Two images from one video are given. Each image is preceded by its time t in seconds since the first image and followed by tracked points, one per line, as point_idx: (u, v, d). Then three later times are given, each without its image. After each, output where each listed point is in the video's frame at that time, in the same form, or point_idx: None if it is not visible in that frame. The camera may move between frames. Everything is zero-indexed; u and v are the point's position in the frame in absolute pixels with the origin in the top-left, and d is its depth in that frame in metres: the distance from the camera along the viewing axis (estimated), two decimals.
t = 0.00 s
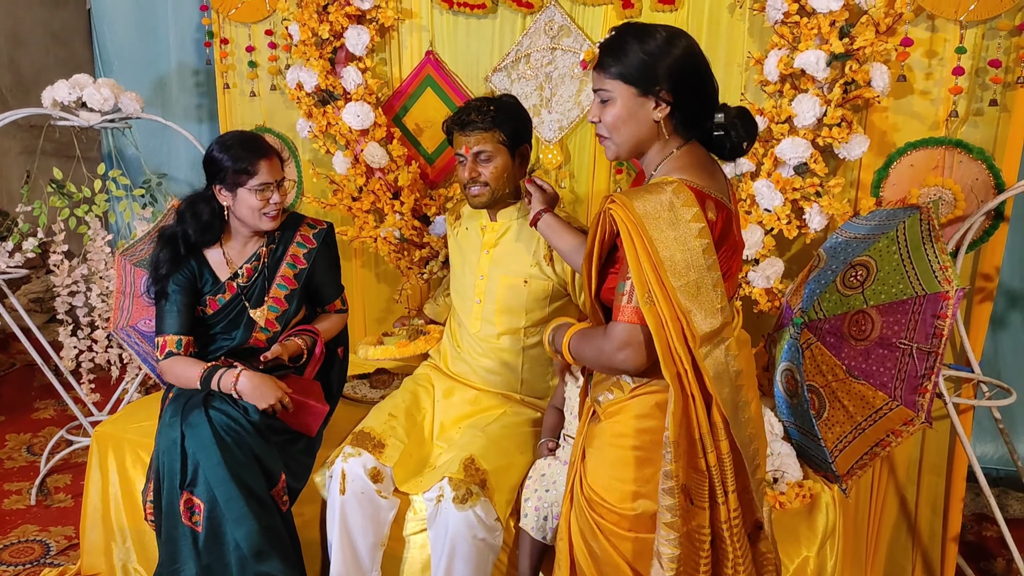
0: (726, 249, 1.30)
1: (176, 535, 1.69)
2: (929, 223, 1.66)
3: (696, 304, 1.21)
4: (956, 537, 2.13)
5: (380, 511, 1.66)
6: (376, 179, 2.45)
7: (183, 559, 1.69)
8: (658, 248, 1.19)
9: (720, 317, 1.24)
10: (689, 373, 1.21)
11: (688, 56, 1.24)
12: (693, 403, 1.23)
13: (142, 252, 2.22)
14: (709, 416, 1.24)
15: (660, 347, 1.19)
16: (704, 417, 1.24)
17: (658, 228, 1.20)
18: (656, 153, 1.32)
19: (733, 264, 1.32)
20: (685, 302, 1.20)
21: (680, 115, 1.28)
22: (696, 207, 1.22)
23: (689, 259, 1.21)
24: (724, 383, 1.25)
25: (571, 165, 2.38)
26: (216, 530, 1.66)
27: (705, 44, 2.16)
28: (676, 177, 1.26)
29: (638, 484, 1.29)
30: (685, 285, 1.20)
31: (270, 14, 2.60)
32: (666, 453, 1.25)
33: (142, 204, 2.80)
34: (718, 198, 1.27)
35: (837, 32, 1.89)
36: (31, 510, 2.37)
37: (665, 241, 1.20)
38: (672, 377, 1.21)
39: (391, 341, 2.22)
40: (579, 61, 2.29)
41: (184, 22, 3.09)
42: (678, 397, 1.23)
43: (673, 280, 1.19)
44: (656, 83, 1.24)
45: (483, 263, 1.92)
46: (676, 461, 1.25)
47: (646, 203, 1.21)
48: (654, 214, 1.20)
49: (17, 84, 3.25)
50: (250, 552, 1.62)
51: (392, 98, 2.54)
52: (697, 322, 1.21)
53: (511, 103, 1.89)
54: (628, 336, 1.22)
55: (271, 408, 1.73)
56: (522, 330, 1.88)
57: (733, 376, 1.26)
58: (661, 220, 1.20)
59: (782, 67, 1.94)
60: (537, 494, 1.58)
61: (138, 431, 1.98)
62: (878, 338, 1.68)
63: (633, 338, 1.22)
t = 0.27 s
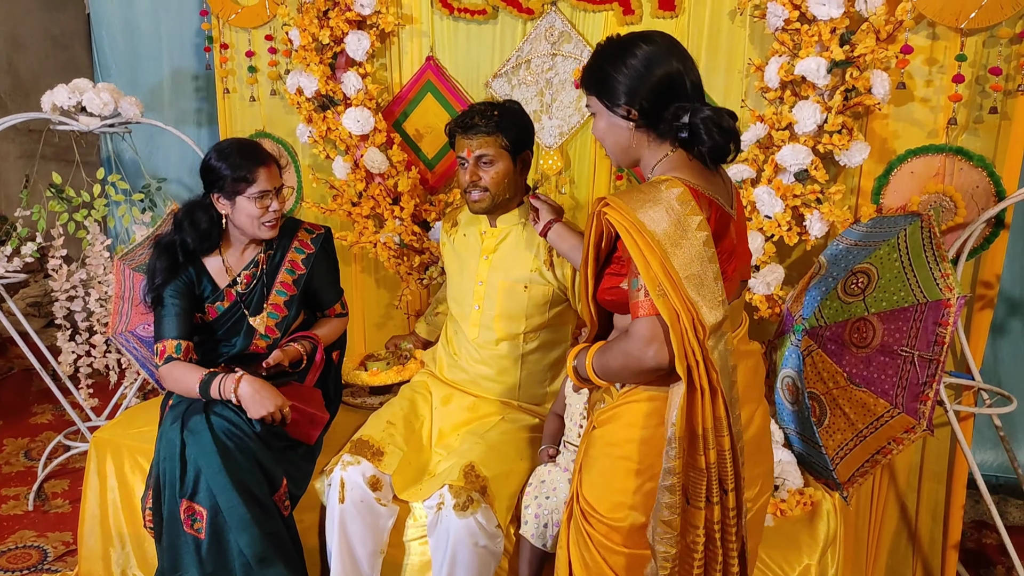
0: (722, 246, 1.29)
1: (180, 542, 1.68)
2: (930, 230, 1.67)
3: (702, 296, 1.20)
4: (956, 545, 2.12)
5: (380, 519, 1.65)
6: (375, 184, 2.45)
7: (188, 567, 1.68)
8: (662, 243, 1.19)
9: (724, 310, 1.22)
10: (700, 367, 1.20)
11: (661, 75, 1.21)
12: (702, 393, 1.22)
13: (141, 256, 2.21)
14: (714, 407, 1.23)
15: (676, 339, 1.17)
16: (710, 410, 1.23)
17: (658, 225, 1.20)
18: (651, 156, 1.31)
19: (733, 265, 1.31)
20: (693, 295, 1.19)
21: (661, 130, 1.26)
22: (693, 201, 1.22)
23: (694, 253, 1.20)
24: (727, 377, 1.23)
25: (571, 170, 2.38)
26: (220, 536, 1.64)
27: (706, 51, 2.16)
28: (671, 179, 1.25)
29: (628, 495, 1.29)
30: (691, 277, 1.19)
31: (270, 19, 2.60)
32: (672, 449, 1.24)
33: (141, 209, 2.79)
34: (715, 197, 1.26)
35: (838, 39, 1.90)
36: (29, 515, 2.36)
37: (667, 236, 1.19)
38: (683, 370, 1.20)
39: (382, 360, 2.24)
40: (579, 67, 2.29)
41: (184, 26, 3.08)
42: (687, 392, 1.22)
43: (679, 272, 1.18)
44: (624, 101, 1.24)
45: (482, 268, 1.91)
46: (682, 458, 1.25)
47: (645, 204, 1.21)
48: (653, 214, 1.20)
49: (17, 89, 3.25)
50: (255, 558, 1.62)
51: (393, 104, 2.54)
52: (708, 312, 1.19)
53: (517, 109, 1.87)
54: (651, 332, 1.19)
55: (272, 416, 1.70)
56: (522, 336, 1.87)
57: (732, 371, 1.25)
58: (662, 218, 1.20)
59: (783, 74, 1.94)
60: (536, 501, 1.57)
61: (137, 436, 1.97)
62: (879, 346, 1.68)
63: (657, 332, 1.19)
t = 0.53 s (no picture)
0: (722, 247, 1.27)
1: (174, 546, 1.66)
2: (934, 235, 1.66)
3: (708, 293, 1.18)
4: (960, 551, 2.11)
5: (382, 523, 1.65)
6: (377, 187, 2.44)
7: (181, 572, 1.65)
8: (666, 243, 1.17)
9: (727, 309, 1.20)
10: (704, 366, 1.18)
11: (666, 74, 1.20)
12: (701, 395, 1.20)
13: (141, 258, 2.20)
14: (716, 408, 1.21)
15: (683, 335, 1.15)
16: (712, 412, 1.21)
17: (662, 226, 1.18)
18: (655, 157, 1.30)
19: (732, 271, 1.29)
20: (698, 292, 1.17)
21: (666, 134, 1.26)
22: (695, 200, 1.21)
23: (697, 251, 1.18)
24: (729, 378, 1.21)
25: (573, 174, 2.37)
26: (213, 540, 1.63)
27: (709, 55, 2.16)
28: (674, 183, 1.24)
29: (625, 499, 1.28)
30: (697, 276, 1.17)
31: (272, 22, 2.59)
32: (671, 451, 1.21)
33: (141, 211, 2.78)
34: (718, 203, 1.25)
35: (842, 43, 1.89)
36: (27, 518, 2.34)
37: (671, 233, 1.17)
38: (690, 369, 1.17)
39: (384, 355, 2.21)
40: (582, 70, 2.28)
41: (185, 28, 3.08)
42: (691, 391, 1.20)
43: (686, 270, 1.16)
44: (628, 101, 1.23)
45: (484, 271, 1.90)
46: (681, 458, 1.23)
47: (647, 201, 1.19)
48: (656, 211, 1.19)
49: (17, 90, 3.24)
50: (251, 563, 1.61)
51: (394, 106, 2.54)
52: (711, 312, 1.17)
53: (516, 114, 1.88)
54: (658, 326, 1.16)
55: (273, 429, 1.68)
56: (524, 339, 1.87)
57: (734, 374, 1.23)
58: (665, 215, 1.18)
59: (787, 78, 1.94)
60: (538, 506, 1.56)
61: (138, 440, 1.96)
62: (884, 351, 1.67)
63: (665, 327, 1.16)
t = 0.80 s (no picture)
0: (721, 270, 1.26)
1: (172, 553, 1.63)
2: (939, 237, 1.66)
3: (685, 325, 1.19)
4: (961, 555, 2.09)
5: (385, 524, 1.63)
6: (377, 187, 2.43)
7: None
8: (654, 267, 1.16)
9: (706, 344, 1.22)
10: (673, 399, 1.19)
11: (683, 79, 1.20)
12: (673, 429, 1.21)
13: (140, 259, 2.18)
14: (685, 444, 1.22)
15: (648, 368, 1.17)
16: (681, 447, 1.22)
17: (654, 246, 1.17)
18: (659, 165, 1.30)
19: (726, 289, 1.29)
20: (675, 323, 1.18)
21: (674, 139, 1.26)
22: (693, 226, 1.20)
23: (682, 280, 1.18)
24: (700, 413, 1.23)
25: (575, 175, 2.36)
26: (213, 545, 1.61)
27: (712, 56, 2.15)
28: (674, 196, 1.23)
29: (627, 501, 1.26)
30: (678, 305, 1.18)
31: (272, 21, 2.58)
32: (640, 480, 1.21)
33: (140, 211, 2.77)
34: (716, 219, 1.24)
35: (846, 45, 1.88)
36: (24, 520, 2.32)
37: (660, 259, 1.17)
38: (655, 401, 1.19)
39: (387, 347, 2.06)
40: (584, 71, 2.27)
41: (184, 28, 3.06)
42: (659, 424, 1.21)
43: (666, 300, 1.16)
44: (642, 104, 1.22)
45: (487, 272, 1.89)
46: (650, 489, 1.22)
47: (645, 221, 1.18)
48: (652, 233, 1.17)
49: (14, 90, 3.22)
50: (250, 568, 1.59)
51: (395, 107, 2.53)
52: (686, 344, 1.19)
53: (519, 117, 1.85)
54: (591, 348, 1.20)
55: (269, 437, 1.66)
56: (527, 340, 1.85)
57: (708, 408, 1.25)
58: (657, 239, 1.17)
59: (790, 79, 1.93)
60: (538, 509, 1.54)
61: (136, 441, 1.94)
62: (888, 355, 1.66)
63: (595, 351, 1.20)
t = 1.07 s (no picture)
0: (726, 268, 1.26)
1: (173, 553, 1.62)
2: (942, 238, 1.65)
3: (684, 326, 1.19)
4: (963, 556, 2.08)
5: (384, 524, 1.62)
6: (377, 186, 2.42)
7: None
8: (654, 265, 1.17)
9: (705, 343, 1.22)
10: (668, 398, 1.20)
11: (700, 74, 1.20)
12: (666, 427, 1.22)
13: (138, 257, 2.16)
14: (679, 444, 1.22)
15: (643, 367, 1.18)
16: (673, 446, 1.22)
17: (656, 244, 1.17)
18: (663, 166, 1.31)
19: (730, 289, 1.28)
20: (673, 324, 1.18)
21: (688, 134, 1.25)
22: (696, 226, 1.20)
23: (682, 280, 1.18)
24: (697, 412, 1.23)
25: (576, 174, 2.36)
26: (217, 545, 1.60)
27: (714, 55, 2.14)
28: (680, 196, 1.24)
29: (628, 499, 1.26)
30: (677, 306, 1.18)
31: (272, 19, 2.57)
32: (625, 472, 1.22)
33: (139, 209, 2.75)
34: (721, 219, 1.24)
35: (848, 44, 1.88)
36: (22, 519, 2.31)
37: (660, 258, 1.17)
38: (648, 400, 1.20)
39: (383, 341, 1.97)
40: (585, 69, 2.26)
41: (183, 25, 3.05)
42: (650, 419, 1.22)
43: (665, 300, 1.17)
44: (669, 99, 1.21)
45: (490, 272, 1.88)
46: (635, 480, 1.22)
47: (648, 218, 1.18)
48: (654, 231, 1.17)
49: (12, 86, 3.20)
50: (254, 567, 1.59)
51: (395, 105, 2.52)
52: (684, 345, 1.19)
53: (521, 115, 1.84)
54: (597, 343, 1.21)
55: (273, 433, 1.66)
56: (530, 340, 1.85)
57: (705, 406, 1.24)
58: (658, 237, 1.17)
59: (792, 78, 1.92)
60: (539, 509, 1.54)
61: (135, 441, 1.93)
62: (890, 354, 1.65)
63: (601, 347, 1.21)
